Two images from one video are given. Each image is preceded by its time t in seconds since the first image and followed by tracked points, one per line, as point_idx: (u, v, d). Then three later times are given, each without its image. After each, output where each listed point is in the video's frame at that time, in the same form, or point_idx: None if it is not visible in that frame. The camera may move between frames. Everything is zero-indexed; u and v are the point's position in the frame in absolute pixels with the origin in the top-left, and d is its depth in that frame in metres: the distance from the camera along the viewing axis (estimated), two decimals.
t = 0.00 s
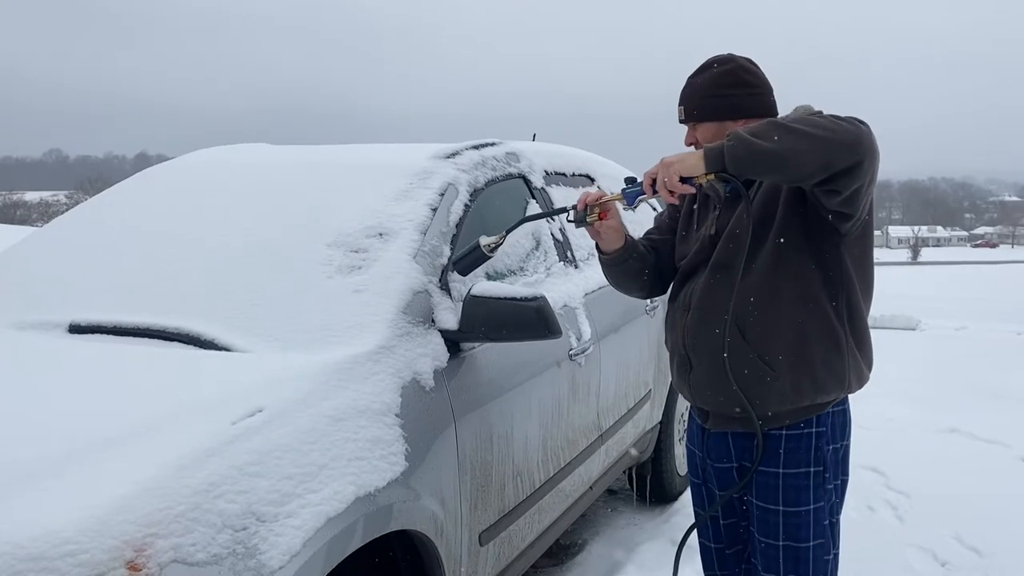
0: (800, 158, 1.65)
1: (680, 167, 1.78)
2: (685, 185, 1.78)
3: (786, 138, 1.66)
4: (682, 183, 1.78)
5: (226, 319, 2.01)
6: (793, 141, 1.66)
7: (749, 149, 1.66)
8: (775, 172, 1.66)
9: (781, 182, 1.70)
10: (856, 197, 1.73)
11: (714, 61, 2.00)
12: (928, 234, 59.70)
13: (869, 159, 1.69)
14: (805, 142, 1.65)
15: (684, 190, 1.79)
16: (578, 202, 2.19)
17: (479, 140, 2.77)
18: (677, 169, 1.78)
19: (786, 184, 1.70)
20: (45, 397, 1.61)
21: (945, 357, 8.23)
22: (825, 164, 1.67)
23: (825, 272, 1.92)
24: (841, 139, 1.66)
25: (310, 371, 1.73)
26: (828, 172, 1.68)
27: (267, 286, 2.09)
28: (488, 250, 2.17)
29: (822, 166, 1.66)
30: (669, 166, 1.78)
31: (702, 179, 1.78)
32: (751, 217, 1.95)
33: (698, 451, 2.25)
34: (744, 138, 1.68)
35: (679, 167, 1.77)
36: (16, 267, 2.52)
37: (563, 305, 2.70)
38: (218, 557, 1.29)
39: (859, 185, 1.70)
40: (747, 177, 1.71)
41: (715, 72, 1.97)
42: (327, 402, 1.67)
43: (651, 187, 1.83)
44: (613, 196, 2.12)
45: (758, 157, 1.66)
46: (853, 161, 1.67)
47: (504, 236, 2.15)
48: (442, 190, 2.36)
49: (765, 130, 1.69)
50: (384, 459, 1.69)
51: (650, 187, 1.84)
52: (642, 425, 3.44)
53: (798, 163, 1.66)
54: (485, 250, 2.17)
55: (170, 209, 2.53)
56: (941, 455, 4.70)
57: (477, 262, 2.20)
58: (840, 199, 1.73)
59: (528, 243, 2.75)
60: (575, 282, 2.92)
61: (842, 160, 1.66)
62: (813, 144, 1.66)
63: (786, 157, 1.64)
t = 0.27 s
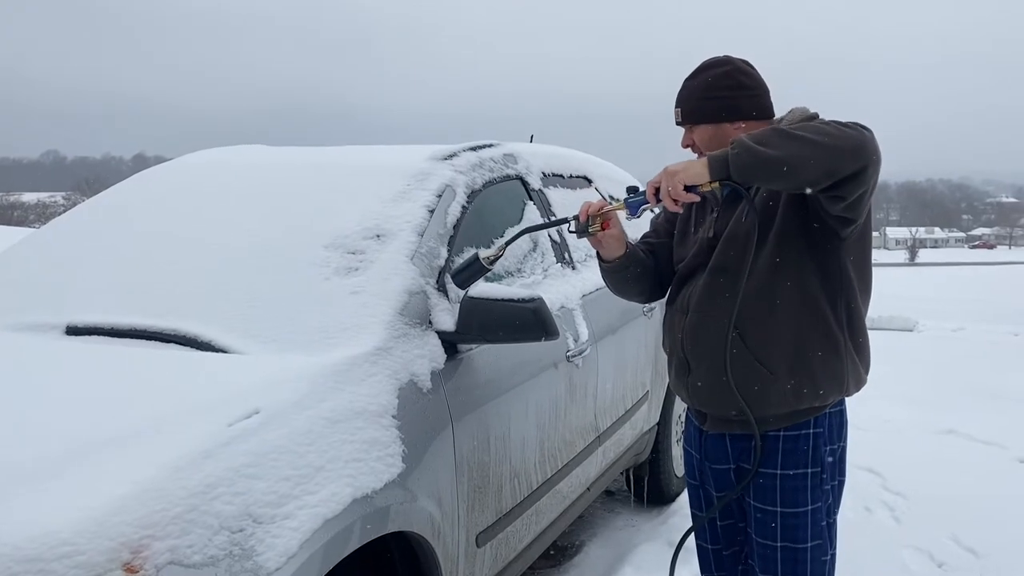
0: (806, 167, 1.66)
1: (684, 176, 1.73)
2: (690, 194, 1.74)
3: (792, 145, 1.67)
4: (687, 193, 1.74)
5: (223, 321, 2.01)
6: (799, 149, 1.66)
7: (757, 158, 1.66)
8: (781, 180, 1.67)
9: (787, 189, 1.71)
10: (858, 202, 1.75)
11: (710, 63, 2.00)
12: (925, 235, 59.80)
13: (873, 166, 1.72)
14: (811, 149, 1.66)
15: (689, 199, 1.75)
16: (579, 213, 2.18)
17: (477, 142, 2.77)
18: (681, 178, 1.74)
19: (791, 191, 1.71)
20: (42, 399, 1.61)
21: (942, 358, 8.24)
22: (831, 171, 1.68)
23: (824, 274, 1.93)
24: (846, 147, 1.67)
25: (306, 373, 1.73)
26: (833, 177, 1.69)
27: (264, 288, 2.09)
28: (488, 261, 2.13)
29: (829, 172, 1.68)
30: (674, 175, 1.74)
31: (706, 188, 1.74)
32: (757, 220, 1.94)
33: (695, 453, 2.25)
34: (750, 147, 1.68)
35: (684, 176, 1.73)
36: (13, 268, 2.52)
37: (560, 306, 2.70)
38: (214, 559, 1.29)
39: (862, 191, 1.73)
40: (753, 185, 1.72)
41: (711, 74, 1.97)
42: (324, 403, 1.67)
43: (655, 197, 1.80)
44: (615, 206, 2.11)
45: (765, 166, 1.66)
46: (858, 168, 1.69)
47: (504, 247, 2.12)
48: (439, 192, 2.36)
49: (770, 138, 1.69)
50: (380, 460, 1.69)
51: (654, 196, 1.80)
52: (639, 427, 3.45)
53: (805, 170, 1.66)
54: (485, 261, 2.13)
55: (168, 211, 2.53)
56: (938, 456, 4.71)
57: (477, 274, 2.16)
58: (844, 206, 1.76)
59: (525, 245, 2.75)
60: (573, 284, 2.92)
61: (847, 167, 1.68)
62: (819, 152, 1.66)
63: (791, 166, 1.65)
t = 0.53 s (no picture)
0: (815, 176, 1.66)
1: (693, 192, 1.75)
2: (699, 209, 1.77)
3: (799, 155, 1.66)
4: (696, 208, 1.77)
5: (221, 322, 2.01)
6: (806, 158, 1.66)
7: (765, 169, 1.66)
8: (791, 190, 1.67)
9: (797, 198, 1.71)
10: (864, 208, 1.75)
11: (705, 66, 2.01)
12: (923, 235, 59.85)
13: (881, 171, 1.71)
14: (819, 158, 1.66)
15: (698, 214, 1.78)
16: (590, 234, 2.18)
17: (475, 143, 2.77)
18: (691, 194, 1.76)
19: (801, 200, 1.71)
20: (39, 400, 1.61)
21: (940, 359, 8.26)
22: (840, 180, 1.68)
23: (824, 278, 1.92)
24: (855, 154, 1.67)
25: (304, 374, 1.73)
26: (843, 185, 1.68)
27: (262, 289, 2.09)
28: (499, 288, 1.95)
29: (838, 179, 1.67)
30: (682, 191, 1.77)
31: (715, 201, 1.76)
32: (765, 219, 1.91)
33: (693, 454, 2.25)
34: (758, 159, 1.68)
35: (693, 192, 1.75)
36: (10, 269, 2.52)
37: (558, 307, 2.70)
38: (212, 560, 1.29)
39: (869, 196, 1.73)
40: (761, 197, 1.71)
41: (707, 76, 1.98)
42: (321, 405, 1.67)
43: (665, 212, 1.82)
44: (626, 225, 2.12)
45: (773, 176, 1.66)
46: (866, 174, 1.69)
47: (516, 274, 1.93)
48: (437, 193, 2.36)
49: (777, 148, 1.69)
50: (378, 461, 1.69)
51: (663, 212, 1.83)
52: (637, 427, 3.45)
53: (814, 179, 1.66)
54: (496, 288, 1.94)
55: (166, 212, 2.53)
56: (936, 457, 4.71)
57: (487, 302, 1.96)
58: (852, 211, 1.76)
59: (523, 246, 2.75)
60: (571, 285, 2.92)
61: (857, 174, 1.68)
62: (827, 161, 1.66)
63: (800, 177, 1.65)
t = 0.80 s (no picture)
0: (830, 183, 1.67)
1: (705, 205, 1.73)
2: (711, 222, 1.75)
3: (812, 164, 1.67)
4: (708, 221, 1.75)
5: (221, 323, 2.01)
6: (818, 167, 1.67)
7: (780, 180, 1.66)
8: (805, 198, 1.67)
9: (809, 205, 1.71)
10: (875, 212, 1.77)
11: (706, 67, 2.01)
12: (923, 236, 59.88)
13: (892, 176, 1.73)
14: (831, 166, 1.67)
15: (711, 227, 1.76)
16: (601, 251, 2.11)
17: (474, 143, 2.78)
18: (703, 207, 1.73)
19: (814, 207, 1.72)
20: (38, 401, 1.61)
21: (939, 359, 8.26)
22: (854, 186, 1.69)
23: (827, 279, 1.91)
24: (867, 160, 1.69)
25: (304, 375, 1.73)
26: (857, 191, 1.70)
27: (262, 290, 2.09)
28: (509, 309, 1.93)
29: (851, 186, 1.69)
30: (693, 205, 1.74)
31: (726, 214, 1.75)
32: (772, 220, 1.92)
33: (694, 455, 2.25)
34: (771, 169, 1.68)
35: (704, 205, 1.73)
36: (9, 270, 2.52)
37: (557, 308, 2.70)
38: (211, 561, 1.29)
39: (881, 201, 1.74)
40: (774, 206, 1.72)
41: (708, 77, 1.98)
42: (321, 405, 1.67)
43: (676, 226, 1.79)
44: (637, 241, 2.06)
45: (788, 187, 1.66)
46: (878, 179, 1.71)
47: (525, 293, 1.90)
48: (436, 194, 2.36)
49: (787, 157, 1.70)
50: (377, 462, 1.69)
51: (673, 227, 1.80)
52: (637, 428, 3.45)
53: (828, 187, 1.67)
54: (507, 310, 1.92)
55: (165, 213, 2.53)
56: (936, 457, 4.71)
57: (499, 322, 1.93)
58: (863, 216, 1.77)
59: (523, 246, 2.75)
60: (570, 286, 2.92)
61: (869, 180, 1.70)
62: (840, 167, 1.67)
63: (814, 184, 1.66)
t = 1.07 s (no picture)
0: (842, 186, 1.67)
1: (716, 206, 1.72)
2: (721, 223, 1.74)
3: (823, 166, 1.67)
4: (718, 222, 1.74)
5: (221, 323, 2.01)
6: (830, 169, 1.66)
7: (792, 181, 1.66)
8: (817, 200, 1.67)
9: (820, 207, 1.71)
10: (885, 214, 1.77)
11: (709, 67, 2.01)
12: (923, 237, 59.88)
13: (904, 179, 1.73)
14: (843, 168, 1.67)
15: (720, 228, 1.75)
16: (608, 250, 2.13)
17: (475, 144, 2.78)
18: (713, 208, 1.72)
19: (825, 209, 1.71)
20: (38, 401, 1.61)
21: (939, 360, 8.26)
22: (866, 188, 1.69)
23: (830, 280, 1.91)
24: (880, 163, 1.68)
25: (305, 376, 1.73)
26: (869, 193, 1.70)
27: (263, 291, 2.09)
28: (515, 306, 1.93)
29: (863, 189, 1.68)
30: (704, 205, 1.73)
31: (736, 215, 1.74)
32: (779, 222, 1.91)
33: (695, 455, 2.25)
34: (783, 170, 1.67)
35: (715, 206, 1.72)
36: (10, 271, 2.52)
37: (558, 309, 2.70)
38: (212, 562, 1.29)
39: (892, 203, 1.74)
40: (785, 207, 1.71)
41: (711, 77, 1.98)
42: (321, 406, 1.67)
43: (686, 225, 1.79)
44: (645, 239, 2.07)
45: (799, 189, 1.66)
46: (891, 182, 1.71)
47: (530, 293, 1.91)
48: (436, 194, 2.36)
49: (798, 159, 1.69)
50: (377, 463, 1.69)
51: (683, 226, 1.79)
52: (637, 429, 3.45)
53: (840, 189, 1.67)
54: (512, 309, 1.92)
55: (165, 213, 2.53)
56: (936, 458, 4.71)
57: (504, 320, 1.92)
58: (873, 218, 1.78)
59: (523, 247, 2.75)
60: (570, 286, 2.93)
61: (881, 183, 1.69)
62: (853, 170, 1.67)
63: (826, 187, 1.66)
